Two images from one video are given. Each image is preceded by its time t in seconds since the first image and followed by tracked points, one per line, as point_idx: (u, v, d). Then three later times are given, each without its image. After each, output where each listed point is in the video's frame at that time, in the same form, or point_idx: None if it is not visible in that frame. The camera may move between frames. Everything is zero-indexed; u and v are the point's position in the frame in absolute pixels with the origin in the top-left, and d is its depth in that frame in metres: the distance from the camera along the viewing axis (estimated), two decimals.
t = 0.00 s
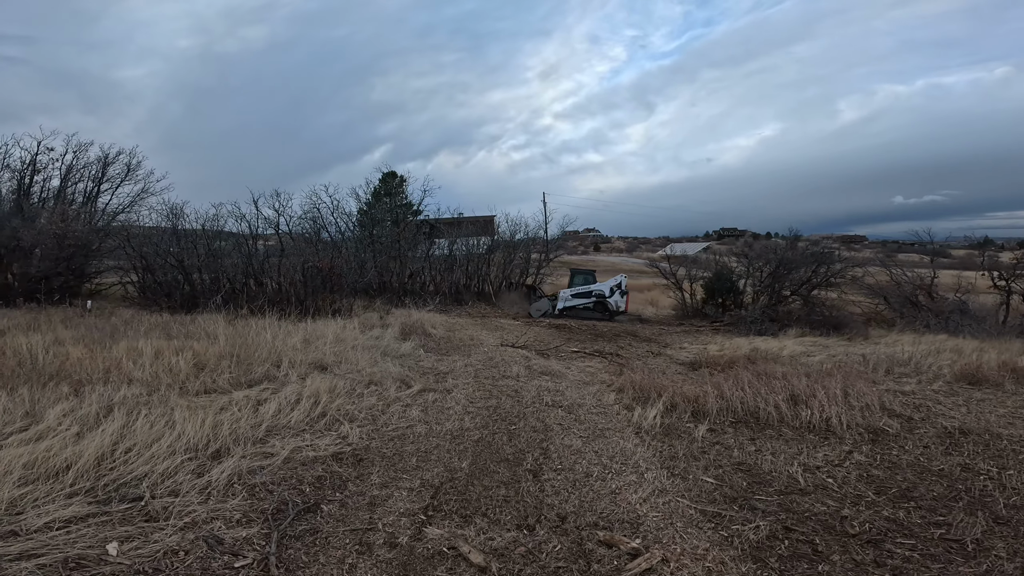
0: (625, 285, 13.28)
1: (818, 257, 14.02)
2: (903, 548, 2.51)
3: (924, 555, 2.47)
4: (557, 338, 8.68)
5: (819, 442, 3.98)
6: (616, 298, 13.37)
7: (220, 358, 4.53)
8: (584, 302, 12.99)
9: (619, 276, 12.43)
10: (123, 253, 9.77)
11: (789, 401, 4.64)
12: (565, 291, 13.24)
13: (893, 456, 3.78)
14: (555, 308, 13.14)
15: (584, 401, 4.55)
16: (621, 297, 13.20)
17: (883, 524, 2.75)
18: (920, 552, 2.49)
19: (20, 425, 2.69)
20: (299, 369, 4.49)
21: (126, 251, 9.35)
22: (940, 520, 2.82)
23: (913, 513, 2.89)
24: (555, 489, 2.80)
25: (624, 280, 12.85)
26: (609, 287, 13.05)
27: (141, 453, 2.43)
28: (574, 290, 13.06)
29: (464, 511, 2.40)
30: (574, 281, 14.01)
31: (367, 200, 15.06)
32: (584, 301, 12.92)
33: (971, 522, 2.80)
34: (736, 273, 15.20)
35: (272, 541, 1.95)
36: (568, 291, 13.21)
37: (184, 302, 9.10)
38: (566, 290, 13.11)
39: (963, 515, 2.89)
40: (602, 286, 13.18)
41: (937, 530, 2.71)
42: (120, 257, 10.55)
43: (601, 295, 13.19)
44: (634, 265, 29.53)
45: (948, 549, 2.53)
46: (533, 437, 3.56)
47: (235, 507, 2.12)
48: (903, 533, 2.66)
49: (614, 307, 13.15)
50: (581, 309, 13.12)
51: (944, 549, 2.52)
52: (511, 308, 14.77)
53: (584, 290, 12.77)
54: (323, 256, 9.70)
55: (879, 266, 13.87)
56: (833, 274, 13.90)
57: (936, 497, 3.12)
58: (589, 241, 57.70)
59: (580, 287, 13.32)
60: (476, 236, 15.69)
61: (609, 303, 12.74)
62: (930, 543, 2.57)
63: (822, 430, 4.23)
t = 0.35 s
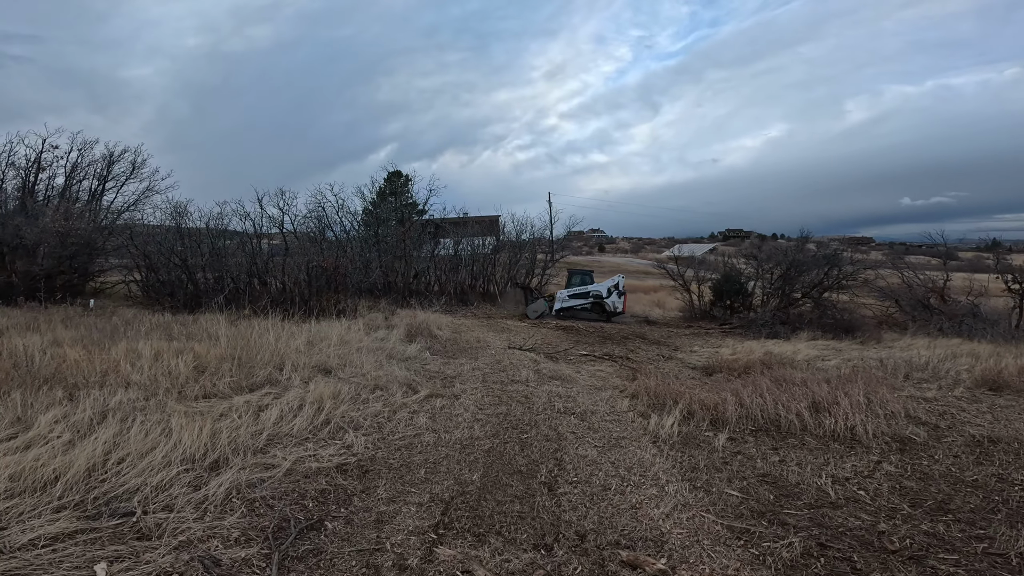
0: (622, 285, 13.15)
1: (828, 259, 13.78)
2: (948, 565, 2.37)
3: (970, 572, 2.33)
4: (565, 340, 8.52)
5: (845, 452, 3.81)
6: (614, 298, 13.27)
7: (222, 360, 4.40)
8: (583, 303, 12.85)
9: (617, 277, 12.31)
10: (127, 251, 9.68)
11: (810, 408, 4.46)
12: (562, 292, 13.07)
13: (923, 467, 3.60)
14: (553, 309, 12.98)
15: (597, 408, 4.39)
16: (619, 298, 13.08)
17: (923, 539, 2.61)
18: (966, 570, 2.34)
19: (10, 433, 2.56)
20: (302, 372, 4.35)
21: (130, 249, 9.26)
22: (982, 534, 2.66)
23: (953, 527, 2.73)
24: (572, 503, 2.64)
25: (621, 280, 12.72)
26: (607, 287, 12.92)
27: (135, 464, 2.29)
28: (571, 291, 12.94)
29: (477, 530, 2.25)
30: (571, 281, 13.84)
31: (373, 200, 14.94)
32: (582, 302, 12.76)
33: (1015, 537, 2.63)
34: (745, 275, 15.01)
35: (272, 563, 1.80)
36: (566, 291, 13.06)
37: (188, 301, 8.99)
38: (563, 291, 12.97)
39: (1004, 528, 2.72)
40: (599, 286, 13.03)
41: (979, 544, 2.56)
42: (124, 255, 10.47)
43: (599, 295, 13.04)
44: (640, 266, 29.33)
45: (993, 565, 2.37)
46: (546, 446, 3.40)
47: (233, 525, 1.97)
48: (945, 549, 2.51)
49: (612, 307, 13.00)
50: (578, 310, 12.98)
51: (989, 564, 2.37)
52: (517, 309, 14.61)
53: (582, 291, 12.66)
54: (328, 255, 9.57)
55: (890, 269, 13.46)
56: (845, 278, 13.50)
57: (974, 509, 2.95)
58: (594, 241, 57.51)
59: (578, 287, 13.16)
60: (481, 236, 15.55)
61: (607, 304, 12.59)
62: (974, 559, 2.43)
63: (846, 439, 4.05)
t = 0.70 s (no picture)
0: (619, 285, 13.03)
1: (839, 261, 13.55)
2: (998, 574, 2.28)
3: None
4: (574, 342, 8.38)
5: (873, 457, 3.66)
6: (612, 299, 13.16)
7: (226, 362, 4.29)
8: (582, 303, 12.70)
9: (616, 277, 12.19)
10: (133, 250, 9.61)
11: (833, 412, 4.31)
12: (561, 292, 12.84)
13: (956, 472, 3.44)
14: (550, 309, 12.71)
15: (613, 412, 4.25)
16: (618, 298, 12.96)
17: (970, 545, 2.52)
18: None
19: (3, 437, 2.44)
20: (308, 374, 4.22)
21: (135, 248, 9.19)
22: None
23: (996, 534, 2.60)
24: (595, 514, 2.52)
25: (620, 280, 12.58)
26: (605, 287, 12.77)
27: (134, 471, 2.18)
28: (569, 291, 12.77)
29: (497, 543, 2.13)
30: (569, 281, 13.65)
31: (378, 200, 14.86)
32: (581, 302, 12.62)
33: None
34: (754, 278, 14.94)
35: None
36: (563, 291, 12.83)
37: (193, 301, 8.90)
38: (562, 291, 12.74)
39: None
40: (598, 286, 12.86)
41: None
42: (129, 255, 10.41)
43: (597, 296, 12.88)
44: (647, 267, 29.15)
45: None
46: (564, 452, 3.27)
47: (237, 538, 1.84)
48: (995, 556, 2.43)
49: (611, 307, 12.85)
50: (576, 310, 12.80)
51: None
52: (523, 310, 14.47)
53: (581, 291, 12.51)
54: (334, 255, 9.45)
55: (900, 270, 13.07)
56: (856, 279, 13.19)
57: (1016, 515, 2.80)
58: (599, 242, 57.34)
59: (576, 287, 12.97)
60: (487, 237, 15.45)
61: (607, 304, 12.45)
62: None
63: (873, 445, 3.91)
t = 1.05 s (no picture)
0: (619, 284, 12.91)
1: (848, 261, 13.41)
2: None
3: None
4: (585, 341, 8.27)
5: (905, 459, 3.56)
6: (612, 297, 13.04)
7: (238, 361, 4.19)
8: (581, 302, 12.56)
9: (616, 276, 12.05)
10: (139, 248, 9.52)
11: (859, 414, 4.20)
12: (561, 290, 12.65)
13: (992, 474, 3.33)
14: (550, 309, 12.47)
15: (635, 414, 4.15)
16: (617, 296, 12.85)
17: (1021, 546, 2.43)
18: None
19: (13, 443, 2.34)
20: (322, 375, 4.12)
21: (142, 246, 9.10)
22: None
23: None
24: (632, 520, 2.44)
25: (619, 279, 12.42)
26: (604, 286, 12.63)
27: (152, 479, 2.08)
28: (569, 289, 12.62)
29: (535, 553, 2.04)
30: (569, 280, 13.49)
31: (383, 198, 14.76)
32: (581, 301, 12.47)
33: None
34: (762, 278, 14.81)
35: None
36: (563, 290, 12.61)
37: (200, 298, 8.82)
38: (561, 291, 12.50)
39: None
40: (597, 284, 12.72)
41: None
42: (135, 252, 10.32)
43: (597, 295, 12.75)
44: (652, 266, 28.98)
45: None
46: (590, 455, 3.17)
47: (267, 552, 1.74)
48: None
49: (611, 306, 12.73)
50: (575, 308, 12.63)
51: None
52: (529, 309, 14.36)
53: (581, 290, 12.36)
54: (343, 253, 9.35)
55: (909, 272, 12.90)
56: (865, 279, 13.02)
57: None
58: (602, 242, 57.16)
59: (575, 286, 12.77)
60: (493, 236, 15.35)
61: (606, 303, 12.35)
62: None
63: (903, 446, 3.81)
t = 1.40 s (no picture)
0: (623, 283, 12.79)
1: (863, 259, 13.19)
2: None
3: None
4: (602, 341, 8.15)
5: (947, 461, 3.43)
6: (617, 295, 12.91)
7: (257, 365, 4.10)
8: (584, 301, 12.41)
9: (620, 274, 11.93)
10: (151, 248, 9.49)
11: (893, 415, 4.06)
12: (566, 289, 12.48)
13: None
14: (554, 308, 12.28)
15: (663, 416, 4.03)
16: (621, 295, 12.75)
17: None
18: None
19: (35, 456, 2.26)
20: (344, 378, 4.03)
21: (154, 246, 9.07)
22: None
23: None
24: (677, 527, 2.33)
25: (623, 277, 12.30)
26: (609, 284, 12.51)
27: (183, 493, 1.99)
28: (572, 288, 12.46)
29: (584, 567, 1.95)
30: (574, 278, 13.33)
31: (391, 198, 14.72)
32: (585, 300, 12.33)
33: None
34: (775, 276, 14.62)
35: None
36: (567, 289, 12.40)
37: (213, 299, 8.76)
38: (566, 291, 12.25)
39: None
40: (602, 284, 12.60)
41: None
42: (147, 253, 10.29)
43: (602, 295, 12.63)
44: (661, 265, 28.78)
45: None
46: (624, 461, 3.05)
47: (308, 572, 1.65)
48: None
49: (616, 304, 12.61)
50: (580, 307, 12.46)
51: None
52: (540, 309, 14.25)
53: (584, 288, 12.22)
54: (356, 254, 9.28)
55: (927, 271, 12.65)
56: (882, 278, 12.81)
57: None
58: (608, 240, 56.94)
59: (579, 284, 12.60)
60: (503, 235, 15.26)
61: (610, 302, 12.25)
62: None
63: (942, 448, 3.67)
